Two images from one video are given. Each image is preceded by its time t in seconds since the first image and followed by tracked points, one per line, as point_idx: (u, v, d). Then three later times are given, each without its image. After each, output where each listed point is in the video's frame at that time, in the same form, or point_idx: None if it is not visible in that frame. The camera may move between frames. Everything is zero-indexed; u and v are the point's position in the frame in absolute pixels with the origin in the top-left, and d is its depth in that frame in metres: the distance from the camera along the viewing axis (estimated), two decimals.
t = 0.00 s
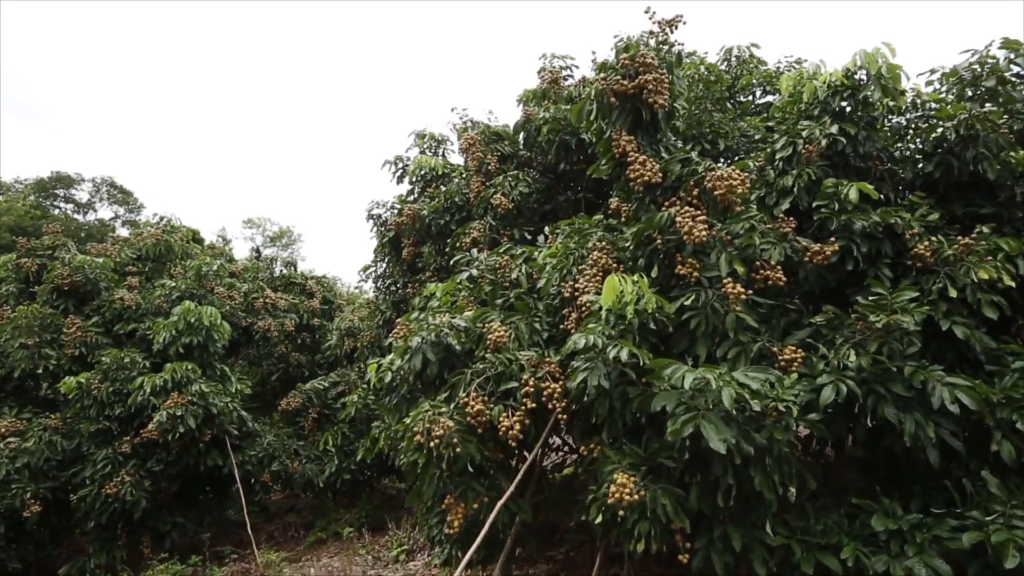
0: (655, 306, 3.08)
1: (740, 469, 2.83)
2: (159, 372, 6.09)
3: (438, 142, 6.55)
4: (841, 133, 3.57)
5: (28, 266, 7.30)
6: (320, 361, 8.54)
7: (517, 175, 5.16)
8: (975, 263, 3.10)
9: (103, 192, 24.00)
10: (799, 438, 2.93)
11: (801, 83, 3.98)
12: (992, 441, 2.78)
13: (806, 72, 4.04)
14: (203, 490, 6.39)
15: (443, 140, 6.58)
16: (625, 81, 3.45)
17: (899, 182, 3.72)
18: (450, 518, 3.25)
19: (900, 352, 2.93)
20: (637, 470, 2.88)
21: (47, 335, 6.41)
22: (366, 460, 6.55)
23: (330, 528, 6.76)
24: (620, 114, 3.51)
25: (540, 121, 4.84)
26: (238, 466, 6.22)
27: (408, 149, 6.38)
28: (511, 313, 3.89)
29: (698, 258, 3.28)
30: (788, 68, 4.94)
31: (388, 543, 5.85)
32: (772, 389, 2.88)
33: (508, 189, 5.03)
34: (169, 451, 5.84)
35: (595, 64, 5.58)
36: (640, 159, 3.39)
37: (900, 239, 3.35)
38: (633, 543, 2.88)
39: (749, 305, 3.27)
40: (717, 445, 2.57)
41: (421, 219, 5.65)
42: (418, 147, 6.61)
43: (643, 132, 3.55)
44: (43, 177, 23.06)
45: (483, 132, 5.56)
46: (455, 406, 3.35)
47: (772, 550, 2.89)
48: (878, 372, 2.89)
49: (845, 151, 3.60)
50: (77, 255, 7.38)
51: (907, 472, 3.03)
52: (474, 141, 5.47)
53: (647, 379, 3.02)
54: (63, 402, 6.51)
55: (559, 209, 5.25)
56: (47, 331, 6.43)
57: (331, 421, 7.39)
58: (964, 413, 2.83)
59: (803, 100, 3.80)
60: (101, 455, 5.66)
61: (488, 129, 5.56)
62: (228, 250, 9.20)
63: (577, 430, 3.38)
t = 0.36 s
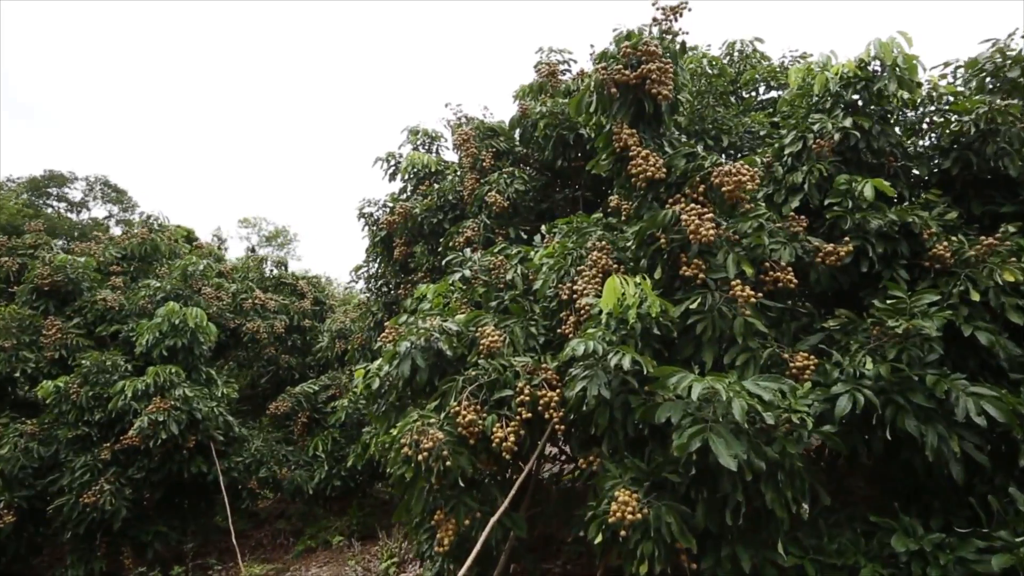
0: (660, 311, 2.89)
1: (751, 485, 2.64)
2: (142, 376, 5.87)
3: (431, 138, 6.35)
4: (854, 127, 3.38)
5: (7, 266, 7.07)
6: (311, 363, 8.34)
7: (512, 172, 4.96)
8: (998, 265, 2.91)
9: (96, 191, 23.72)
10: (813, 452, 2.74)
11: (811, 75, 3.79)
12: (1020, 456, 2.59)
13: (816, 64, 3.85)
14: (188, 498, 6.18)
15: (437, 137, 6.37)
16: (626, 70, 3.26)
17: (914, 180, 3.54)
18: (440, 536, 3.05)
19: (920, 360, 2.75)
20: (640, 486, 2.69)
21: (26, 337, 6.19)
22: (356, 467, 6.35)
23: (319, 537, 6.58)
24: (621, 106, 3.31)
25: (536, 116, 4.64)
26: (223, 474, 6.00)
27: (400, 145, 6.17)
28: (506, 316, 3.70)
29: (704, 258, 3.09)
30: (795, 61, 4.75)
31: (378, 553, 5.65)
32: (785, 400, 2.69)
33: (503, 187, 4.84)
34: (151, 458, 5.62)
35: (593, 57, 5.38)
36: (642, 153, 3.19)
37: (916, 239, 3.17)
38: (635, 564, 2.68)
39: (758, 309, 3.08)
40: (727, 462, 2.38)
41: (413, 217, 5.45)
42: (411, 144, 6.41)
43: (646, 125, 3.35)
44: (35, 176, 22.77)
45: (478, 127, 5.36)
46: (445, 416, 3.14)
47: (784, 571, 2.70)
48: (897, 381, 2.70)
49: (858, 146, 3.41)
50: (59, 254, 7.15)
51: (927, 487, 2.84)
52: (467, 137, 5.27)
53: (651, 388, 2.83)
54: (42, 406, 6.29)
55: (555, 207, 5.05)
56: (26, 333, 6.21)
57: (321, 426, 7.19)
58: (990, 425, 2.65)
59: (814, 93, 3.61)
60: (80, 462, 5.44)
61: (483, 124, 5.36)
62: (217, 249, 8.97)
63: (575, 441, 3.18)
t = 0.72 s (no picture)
0: (664, 321, 2.66)
1: (764, 512, 2.42)
2: (118, 384, 5.61)
3: (422, 136, 6.10)
4: (870, 123, 3.16)
5: None
6: (298, 368, 8.09)
7: (505, 171, 4.73)
8: None
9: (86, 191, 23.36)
10: (831, 475, 2.52)
11: (822, 68, 3.57)
12: None
13: (826, 57, 3.64)
14: (167, 511, 5.93)
15: (427, 134, 6.12)
16: (627, 61, 3.03)
17: (932, 180, 3.33)
18: (425, 564, 2.81)
19: (946, 375, 2.54)
20: (643, 513, 2.46)
21: None
22: (343, 478, 6.11)
23: (305, 549, 6.41)
24: (622, 99, 3.09)
25: (530, 112, 4.40)
26: (203, 486, 5.75)
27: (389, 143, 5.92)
28: (498, 324, 3.47)
29: (710, 264, 2.87)
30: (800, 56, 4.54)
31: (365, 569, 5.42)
32: (800, 419, 2.47)
33: (495, 187, 4.61)
34: (127, 470, 5.37)
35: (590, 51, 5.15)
36: (644, 150, 2.97)
37: (937, 243, 2.96)
38: None
39: (769, 317, 2.86)
40: (740, 490, 2.15)
41: (402, 218, 5.22)
42: (400, 142, 6.16)
43: (648, 121, 3.13)
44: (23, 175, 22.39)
45: (470, 124, 5.12)
46: (432, 434, 2.91)
47: None
48: (921, 398, 2.49)
49: (874, 143, 3.20)
50: (34, 256, 6.88)
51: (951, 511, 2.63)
52: (459, 134, 5.04)
53: (654, 405, 2.60)
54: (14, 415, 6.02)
55: (550, 208, 4.83)
56: None
57: (308, 434, 6.95)
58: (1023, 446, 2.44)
59: (825, 87, 3.40)
60: (51, 475, 5.19)
61: (475, 121, 5.12)
62: (202, 250, 8.70)
63: (572, 460, 2.96)
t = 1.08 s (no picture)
0: (669, 337, 2.43)
1: (782, 551, 2.18)
2: (93, 395, 5.34)
3: (413, 136, 5.85)
4: (891, 121, 2.93)
5: None
6: (287, 376, 7.84)
7: (499, 172, 4.49)
8: None
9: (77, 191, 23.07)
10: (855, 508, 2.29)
11: (836, 62, 3.34)
12: None
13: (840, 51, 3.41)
14: (146, 527, 5.68)
15: (418, 134, 5.88)
16: (629, 54, 2.80)
17: (954, 183, 3.11)
18: None
19: (980, 398, 2.31)
20: (648, 552, 2.23)
21: None
22: (331, 492, 5.87)
23: (291, 567, 6.28)
24: (623, 96, 2.85)
25: (525, 110, 4.16)
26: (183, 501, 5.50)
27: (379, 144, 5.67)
28: (489, 337, 3.23)
29: (720, 274, 2.64)
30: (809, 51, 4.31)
31: None
32: (822, 446, 2.24)
33: (488, 189, 4.38)
34: (102, 486, 5.11)
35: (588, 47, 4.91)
36: (647, 149, 2.74)
37: (963, 251, 2.73)
38: None
39: (783, 332, 2.63)
40: (759, 532, 1.92)
41: (391, 222, 4.98)
42: (390, 142, 5.91)
43: (651, 119, 2.90)
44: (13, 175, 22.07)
45: (462, 122, 4.86)
46: (416, 460, 2.67)
47: None
48: (954, 424, 2.26)
49: (894, 143, 2.97)
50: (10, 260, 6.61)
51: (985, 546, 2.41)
52: (450, 133, 4.80)
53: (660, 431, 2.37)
54: None
55: (546, 211, 4.60)
56: None
57: (295, 444, 6.70)
58: None
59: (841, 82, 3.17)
60: (20, 492, 4.93)
61: (467, 119, 4.87)
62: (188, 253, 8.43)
63: (570, 488, 2.72)
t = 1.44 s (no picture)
0: (675, 358, 2.23)
1: None
2: (69, 408, 5.11)
3: (404, 137, 5.63)
4: (913, 122, 2.72)
5: None
6: (277, 383, 7.62)
7: (492, 175, 4.28)
8: None
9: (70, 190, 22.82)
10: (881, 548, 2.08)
11: (849, 59, 3.13)
12: None
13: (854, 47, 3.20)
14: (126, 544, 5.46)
15: (410, 135, 5.66)
16: (630, 50, 2.58)
17: (978, 188, 2.91)
18: None
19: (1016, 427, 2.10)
20: None
21: None
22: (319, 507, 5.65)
23: None
24: (624, 94, 2.64)
25: (520, 110, 3.95)
26: (164, 518, 5.28)
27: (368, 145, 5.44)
28: (481, 354, 3.02)
29: (730, 289, 2.43)
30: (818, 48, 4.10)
31: None
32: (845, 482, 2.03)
33: (481, 194, 4.17)
34: (78, 504, 4.89)
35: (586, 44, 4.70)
36: (650, 153, 2.52)
37: (991, 262, 2.53)
38: None
39: (798, 352, 2.43)
40: None
41: (380, 227, 4.76)
42: (381, 143, 5.68)
43: (653, 120, 2.69)
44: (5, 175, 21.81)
45: (454, 123, 4.63)
46: (399, 491, 2.45)
47: None
48: (990, 457, 2.05)
49: (915, 145, 2.77)
50: None
51: None
52: (441, 134, 4.58)
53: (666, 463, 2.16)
54: None
55: (543, 215, 4.42)
56: None
57: (283, 456, 6.48)
58: None
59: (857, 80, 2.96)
60: None
61: (460, 120, 4.63)
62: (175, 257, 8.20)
63: (567, 521, 2.52)
